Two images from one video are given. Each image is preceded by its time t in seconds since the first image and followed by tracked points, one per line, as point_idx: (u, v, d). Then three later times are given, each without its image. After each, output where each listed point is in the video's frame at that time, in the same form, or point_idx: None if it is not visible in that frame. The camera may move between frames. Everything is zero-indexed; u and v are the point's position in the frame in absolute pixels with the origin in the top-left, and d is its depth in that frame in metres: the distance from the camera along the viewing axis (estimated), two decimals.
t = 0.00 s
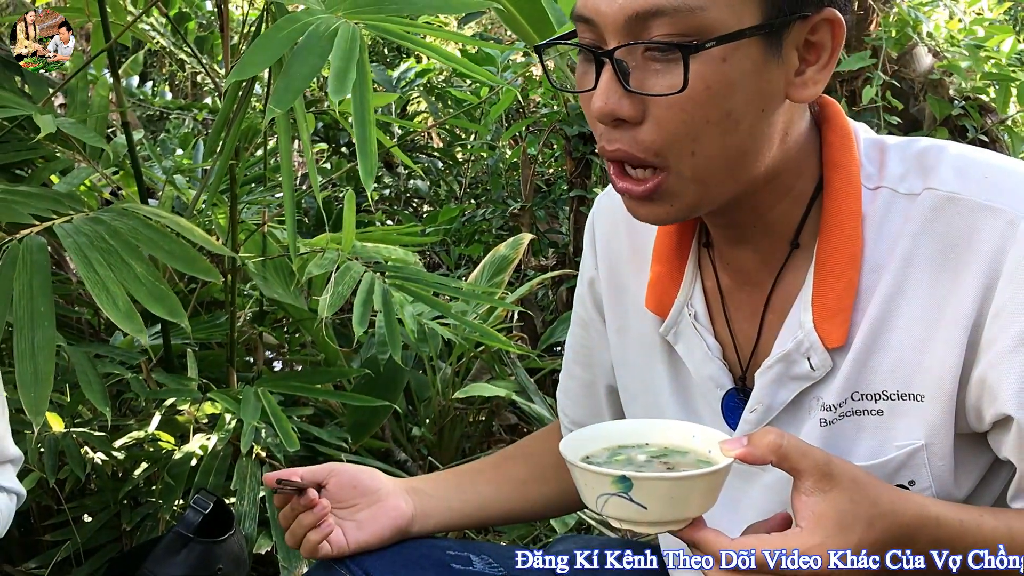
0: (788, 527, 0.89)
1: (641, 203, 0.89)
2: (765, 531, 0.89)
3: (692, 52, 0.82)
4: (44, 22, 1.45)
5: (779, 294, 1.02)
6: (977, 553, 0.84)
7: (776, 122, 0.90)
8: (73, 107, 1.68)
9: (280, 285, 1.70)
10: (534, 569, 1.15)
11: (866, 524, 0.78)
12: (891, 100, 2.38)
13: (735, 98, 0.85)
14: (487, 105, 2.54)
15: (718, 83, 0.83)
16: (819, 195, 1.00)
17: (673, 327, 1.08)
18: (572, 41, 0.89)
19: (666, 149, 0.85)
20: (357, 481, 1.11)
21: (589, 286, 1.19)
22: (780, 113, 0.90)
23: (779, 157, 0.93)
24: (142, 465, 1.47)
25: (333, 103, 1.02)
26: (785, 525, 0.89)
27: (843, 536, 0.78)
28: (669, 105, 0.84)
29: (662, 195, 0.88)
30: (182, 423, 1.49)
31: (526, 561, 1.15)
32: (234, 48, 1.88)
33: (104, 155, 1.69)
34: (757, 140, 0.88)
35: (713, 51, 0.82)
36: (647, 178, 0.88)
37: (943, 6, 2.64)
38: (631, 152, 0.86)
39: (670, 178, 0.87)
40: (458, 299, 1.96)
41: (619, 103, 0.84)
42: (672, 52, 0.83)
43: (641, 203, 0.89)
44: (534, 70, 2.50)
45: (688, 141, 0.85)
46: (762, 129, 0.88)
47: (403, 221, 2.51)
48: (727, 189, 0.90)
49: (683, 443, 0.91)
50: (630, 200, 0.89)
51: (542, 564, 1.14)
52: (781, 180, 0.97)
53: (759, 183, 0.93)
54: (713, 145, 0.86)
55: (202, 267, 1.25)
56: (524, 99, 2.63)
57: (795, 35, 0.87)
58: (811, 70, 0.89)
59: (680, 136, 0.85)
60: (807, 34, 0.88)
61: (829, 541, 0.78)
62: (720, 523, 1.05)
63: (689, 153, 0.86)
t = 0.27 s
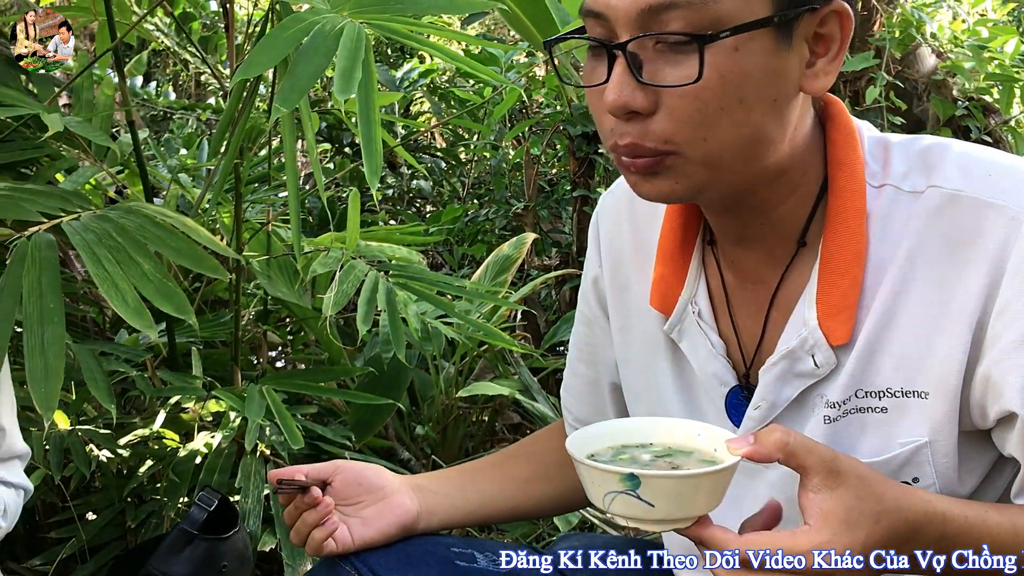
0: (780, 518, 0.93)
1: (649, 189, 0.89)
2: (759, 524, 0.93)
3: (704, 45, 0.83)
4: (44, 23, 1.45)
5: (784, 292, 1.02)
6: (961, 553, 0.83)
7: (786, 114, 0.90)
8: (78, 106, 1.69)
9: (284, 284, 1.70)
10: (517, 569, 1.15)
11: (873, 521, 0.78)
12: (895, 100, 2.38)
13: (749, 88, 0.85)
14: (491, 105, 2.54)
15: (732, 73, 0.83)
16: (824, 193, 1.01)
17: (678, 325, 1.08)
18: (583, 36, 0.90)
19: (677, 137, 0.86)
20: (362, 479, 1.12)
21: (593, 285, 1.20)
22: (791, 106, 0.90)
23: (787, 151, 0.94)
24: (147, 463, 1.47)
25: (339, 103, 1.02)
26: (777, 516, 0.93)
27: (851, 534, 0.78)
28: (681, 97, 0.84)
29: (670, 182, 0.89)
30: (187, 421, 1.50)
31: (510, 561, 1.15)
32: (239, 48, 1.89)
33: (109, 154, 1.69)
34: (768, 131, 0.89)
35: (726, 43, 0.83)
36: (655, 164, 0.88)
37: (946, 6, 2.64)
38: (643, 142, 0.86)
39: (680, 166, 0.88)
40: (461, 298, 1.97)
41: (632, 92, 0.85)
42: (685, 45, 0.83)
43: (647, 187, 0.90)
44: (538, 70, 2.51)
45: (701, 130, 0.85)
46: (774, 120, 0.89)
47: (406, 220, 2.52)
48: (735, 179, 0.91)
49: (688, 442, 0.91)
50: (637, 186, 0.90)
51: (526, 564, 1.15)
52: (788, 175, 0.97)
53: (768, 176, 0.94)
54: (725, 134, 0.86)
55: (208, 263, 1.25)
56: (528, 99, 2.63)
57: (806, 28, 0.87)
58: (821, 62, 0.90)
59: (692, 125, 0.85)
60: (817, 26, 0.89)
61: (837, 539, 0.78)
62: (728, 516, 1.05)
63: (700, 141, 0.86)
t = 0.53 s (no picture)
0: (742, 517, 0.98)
1: (684, 179, 0.88)
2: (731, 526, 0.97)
3: (743, 16, 0.85)
4: (44, 22, 1.45)
5: (790, 294, 1.02)
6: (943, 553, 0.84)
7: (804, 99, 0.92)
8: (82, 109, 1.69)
9: (287, 287, 1.71)
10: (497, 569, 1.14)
11: (874, 524, 0.78)
12: (897, 104, 2.38)
13: (779, 65, 0.87)
14: (493, 109, 2.55)
15: (763, 50, 0.86)
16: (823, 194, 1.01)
17: (680, 332, 1.08)
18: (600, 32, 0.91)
19: (718, 117, 0.86)
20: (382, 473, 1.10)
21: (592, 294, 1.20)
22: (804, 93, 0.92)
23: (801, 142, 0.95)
24: (150, 465, 1.48)
25: (343, 106, 1.03)
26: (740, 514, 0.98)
27: (852, 539, 0.77)
28: (716, 73, 0.85)
29: (706, 170, 0.88)
30: (190, 424, 1.49)
31: (491, 561, 1.14)
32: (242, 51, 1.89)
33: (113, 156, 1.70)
34: (792, 114, 0.90)
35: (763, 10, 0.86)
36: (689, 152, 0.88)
37: (949, 11, 2.64)
38: (682, 124, 0.86)
39: (717, 152, 0.87)
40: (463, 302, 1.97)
41: (669, 74, 0.85)
42: (724, 18, 0.86)
43: (682, 179, 0.89)
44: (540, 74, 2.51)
45: (738, 109, 0.86)
46: (796, 104, 0.90)
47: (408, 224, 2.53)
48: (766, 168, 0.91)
49: (688, 449, 0.92)
50: (669, 178, 0.89)
51: (507, 564, 1.14)
52: (797, 171, 0.98)
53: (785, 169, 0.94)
54: (759, 113, 0.87)
55: (204, 265, 1.25)
56: (530, 103, 2.63)
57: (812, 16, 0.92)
58: (826, 50, 0.94)
59: (728, 105, 0.86)
60: (819, 16, 0.93)
61: (838, 543, 0.77)
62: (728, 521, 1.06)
63: (737, 121, 0.86)
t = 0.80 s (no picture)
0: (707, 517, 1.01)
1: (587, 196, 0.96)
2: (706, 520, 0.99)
3: (605, 56, 0.88)
4: (44, 22, 1.47)
5: (772, 293, 1.03)
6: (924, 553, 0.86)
7: (707, 126, 0.91)
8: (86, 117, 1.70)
9: (290, 293, 1.71)
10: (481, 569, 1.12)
11: (853, 515, 0.78)
12: (898, 113, 2.39)
13: (648, 100, 0.89)
14: (495, 116, 2.56)
15: (630, 87, 0.88)
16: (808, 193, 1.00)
17: (675, 321, 1.10)
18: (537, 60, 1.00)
19: (591, 148, 0.92)
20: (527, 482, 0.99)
21: (598, 287, 1.23)
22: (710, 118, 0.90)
23: (732, 162, 0.94)
24: (154, 471, 1.48)
25: (345, 114, 1.03)
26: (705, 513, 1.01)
27: (828, 524, 0.78)
28: (585, 109, 0.91)
29: (601, 191, 0.95)
30: (193, 429, 1.52)
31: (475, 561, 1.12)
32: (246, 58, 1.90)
33: (117, 162, 1.70)
34: (682, 142, 0.91)
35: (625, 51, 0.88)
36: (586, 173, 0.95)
37: (949, 20, 2.65)
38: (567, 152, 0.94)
39: (603, 175, 0.93)
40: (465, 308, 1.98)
41: (555, 109, 0.93)
42: (590, 57, 0.89)
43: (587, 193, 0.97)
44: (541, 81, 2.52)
45: (607, 140, 0.91)
46: (688, 131, 0.90)
47: (410, 230, 2.54)
48: (657, 187, 0.94)
49: (669, 445, 0.92)
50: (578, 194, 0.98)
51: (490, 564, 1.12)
52: (753, 182, 0.97)
53: (701, 188, 0.95)
54: (631, 144, 0.90)
55: (194, 269, 1.25)
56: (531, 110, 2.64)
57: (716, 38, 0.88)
58: (729, 75, 0.89)
59: (602, 135, 0.91)
60: (723, 40, 0.89)
61: (816, 532, 0.78)
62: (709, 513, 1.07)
63: (608, 151, 0.91)
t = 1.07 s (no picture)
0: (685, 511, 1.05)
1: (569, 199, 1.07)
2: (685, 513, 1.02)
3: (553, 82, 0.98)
4: (44, 22, 1.49)
5: (756, 299, 1.04)
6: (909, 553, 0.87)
7: (630, 152, 0.96)
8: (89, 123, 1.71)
9: (291, 298, 1.72)
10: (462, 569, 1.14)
11: (826, 506, 0.80)
12: (896, 120, 2.41)
13: (581, 125, 0.97)
14: (495, 122, 2.58)
15: (569, 111, 0.98)
16: (792, 199, 1.02)
17: (666, 321, 1.12)
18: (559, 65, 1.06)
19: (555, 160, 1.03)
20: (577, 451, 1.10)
21: (604, 290, 1.25)
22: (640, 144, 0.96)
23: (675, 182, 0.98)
24: (155, 475, 1.49)
25: (338, 124, 1.04)
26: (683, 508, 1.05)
27: (802, 515, 0.80)
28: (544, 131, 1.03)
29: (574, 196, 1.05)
30: (195, 434, 1.53)
31: (457, 560, 1.14)
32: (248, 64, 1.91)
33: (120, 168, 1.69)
34: (609, 166, 0.97)
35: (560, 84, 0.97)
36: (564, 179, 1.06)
37: (948, 27, 2.66)
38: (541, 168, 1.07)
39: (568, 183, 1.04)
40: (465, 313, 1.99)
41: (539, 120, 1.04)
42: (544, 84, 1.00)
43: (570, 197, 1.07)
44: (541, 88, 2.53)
45: (560, 155, 1.01)
46: (614, 155, 0.96)
47: (411, 236, 2.55)
48: (610, 203, 1.02)
49: (652, 438, 0.95)
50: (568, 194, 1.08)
51: (471, 563, 1.14)
52: (720, 197, 1.00)
53: (652, 205, 1.01)
54: (572, 160, 1.00)
55: (201, 286, 1.22)
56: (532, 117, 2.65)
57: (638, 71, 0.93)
58: (644, 109, 0.93)
59: (561, 149, 1.01)
60: (640, 75, 0.93)
61: (789, 519, 0.80)
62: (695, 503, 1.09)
63: (563, 165, 1.02)
